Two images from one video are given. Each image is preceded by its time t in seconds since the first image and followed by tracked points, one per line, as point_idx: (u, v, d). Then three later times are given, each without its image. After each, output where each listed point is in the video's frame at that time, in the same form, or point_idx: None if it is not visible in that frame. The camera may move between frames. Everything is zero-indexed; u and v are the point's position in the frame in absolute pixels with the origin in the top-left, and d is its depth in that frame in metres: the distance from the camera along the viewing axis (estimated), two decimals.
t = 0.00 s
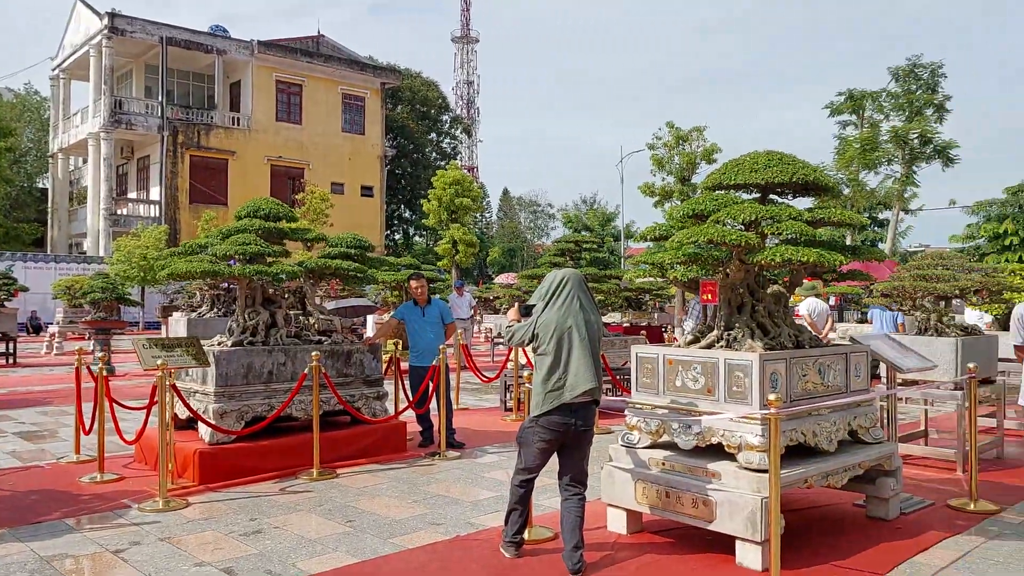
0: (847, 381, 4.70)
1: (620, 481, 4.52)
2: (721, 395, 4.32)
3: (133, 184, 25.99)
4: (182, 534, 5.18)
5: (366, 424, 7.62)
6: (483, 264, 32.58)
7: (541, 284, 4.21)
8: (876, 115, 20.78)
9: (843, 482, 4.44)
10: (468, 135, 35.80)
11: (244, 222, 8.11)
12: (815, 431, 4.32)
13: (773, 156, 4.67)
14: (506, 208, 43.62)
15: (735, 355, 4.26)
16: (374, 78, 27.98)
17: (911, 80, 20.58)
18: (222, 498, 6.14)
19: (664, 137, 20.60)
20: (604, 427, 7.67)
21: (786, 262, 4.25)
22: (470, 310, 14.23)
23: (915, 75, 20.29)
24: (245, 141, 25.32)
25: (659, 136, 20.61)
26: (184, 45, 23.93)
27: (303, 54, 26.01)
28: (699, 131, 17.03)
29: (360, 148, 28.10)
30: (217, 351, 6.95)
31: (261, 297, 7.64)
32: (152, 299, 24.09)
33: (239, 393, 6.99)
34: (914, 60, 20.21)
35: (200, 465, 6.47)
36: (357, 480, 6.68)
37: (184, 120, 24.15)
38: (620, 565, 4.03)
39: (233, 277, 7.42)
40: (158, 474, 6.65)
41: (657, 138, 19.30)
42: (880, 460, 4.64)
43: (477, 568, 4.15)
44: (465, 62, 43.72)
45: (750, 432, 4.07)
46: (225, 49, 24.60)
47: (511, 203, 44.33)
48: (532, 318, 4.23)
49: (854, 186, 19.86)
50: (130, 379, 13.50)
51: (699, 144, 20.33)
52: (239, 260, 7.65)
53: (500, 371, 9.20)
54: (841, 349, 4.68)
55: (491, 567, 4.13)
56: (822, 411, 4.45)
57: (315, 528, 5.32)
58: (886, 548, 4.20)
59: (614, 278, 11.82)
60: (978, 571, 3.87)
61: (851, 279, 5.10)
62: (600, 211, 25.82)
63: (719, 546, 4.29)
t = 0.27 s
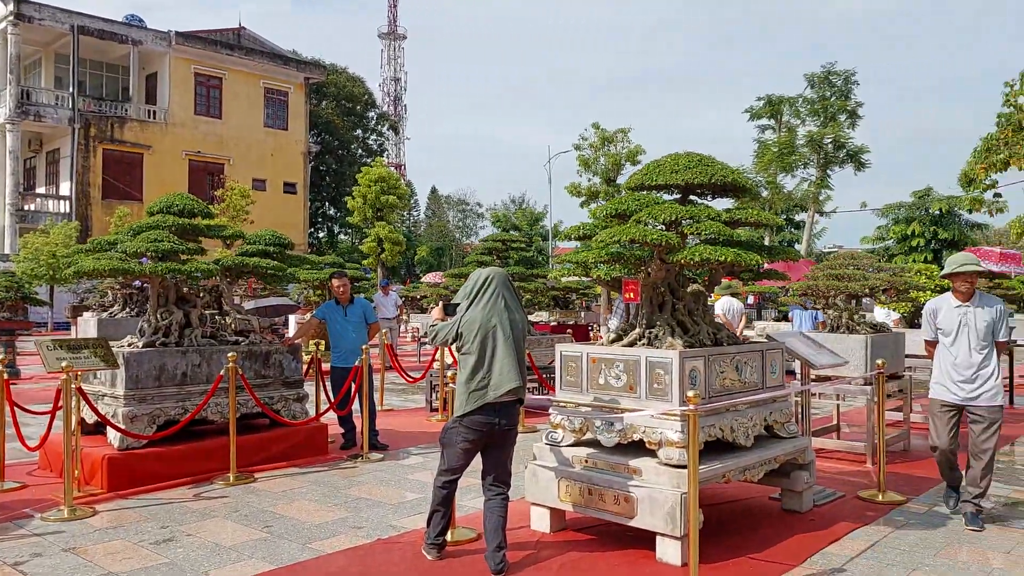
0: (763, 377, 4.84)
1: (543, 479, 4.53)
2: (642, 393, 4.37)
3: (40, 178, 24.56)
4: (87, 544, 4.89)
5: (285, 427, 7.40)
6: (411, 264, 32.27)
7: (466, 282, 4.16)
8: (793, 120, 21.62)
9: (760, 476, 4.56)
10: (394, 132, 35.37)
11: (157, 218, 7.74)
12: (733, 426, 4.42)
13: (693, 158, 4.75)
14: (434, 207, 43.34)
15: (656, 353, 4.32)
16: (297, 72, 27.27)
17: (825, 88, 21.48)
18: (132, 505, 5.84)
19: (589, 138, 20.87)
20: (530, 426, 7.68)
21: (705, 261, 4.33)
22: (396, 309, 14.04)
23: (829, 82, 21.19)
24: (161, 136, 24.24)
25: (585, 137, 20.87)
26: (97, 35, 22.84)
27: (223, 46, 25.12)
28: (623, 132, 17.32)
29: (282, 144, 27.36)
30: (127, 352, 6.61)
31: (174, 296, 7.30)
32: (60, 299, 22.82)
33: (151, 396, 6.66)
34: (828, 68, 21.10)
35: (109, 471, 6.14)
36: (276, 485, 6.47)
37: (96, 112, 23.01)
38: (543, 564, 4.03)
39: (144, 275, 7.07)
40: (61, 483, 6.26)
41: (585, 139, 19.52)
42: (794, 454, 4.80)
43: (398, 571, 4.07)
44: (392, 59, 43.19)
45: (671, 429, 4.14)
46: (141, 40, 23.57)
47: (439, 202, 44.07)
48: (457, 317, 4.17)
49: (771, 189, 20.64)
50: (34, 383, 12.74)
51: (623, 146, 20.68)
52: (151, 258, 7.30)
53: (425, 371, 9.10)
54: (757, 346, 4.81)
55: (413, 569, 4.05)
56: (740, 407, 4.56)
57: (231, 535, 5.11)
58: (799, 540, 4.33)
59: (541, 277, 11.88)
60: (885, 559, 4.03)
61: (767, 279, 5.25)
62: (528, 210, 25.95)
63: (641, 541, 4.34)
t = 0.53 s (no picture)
0: (699, 374, 4.88)
1: (481, 480, 4.47)
2: (580, 390, 4.34)
3: None
4: None
5: (217, 429, 7.15)
6: (354, 262, 31.83)
7: (402, 279, 4.07)
8: (732, 122, 22.11)
9: (696, 473, 4.59)
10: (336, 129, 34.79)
11: (80, 214, 7.38)
12: (670, 423, 4.44)
13: (631, 156, 4.76)
14: (377, 205, 42.86)
15: (594, 351, 4.30)
16: (236, 66, 26.52)
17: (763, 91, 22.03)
18: (52, 513, 5.54)
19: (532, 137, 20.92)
20: (471, 426, 7.61)
21: (643, 259, 4.35)
22: (337, 308, 13.78)
23: (767, 85, 21.74)
24: (92, 131, 23.28)
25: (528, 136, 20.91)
26: (22, 24, 21.87)
27: (159, 38, 24.25)
28: (566, 131, 17.40)
29: (220, 139, 26.58)
30: (47, 353, 6.27)
31: (99, 295, 6.98)
32: None
33: (74, 399, 6.35)
34: (765, 72, 21.64)
35: (28, 478, 5.81)
36: (207, 489, 6.24)
37: (23, 105, 22.02)
38: (480, 565, 3.97)
39: (66, 274, 6.72)
40: None
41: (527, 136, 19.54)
42: (730, 450, 4.86)
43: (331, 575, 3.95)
44: (334, 55, 42.47)
45: (608, 426, 4.12)
46: (71, 30, 22.57)
47: (383, 200, 43.60)
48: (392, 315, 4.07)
49: (711, 189, 21.10)
50: None
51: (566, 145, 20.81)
52: (74, 255, 6.95)
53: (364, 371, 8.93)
54: (694, 344, 4.85)
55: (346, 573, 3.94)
56: (676, 404, 4.59)
57: (156, 543, 4.89)
58: (735, 536, 4.38)
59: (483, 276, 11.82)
60: (816, 552, 4.10)
61: (704, 277, 5.31)
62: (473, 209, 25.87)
63: (579, 540, 4.32)
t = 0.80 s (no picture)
0: (656, 373, 4.85)
1: (433, 483, 4.37)
2: (536, 391, 4.26)
3: None
4: None
5: (163, 433, 6.91)
6: (315, 262, 31.38)
7: (350, 272, 3.93)
8: (692, 122, 22.30)
9: (652, 473, 4.55)
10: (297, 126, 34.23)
11: (20, 210, 7.06)
12: (626, 424, 4.39)
13: (588, 153, 4.67)
14: (339, 203, 42.33)
15: (549, 350, 4.22)
16: (193, 61, 25.88)
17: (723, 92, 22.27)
18: None
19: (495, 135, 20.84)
20: (428, 428, 7.48)
21: (598, 258, 4.28)
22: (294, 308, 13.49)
23: (726, 87, 21.98)
24: (43, 127, 22.60)
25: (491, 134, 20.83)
26: None
27: (113, 32, 23.66)
28: (528, 130, 17.33)
29: (176, 135, 25.92)
30: None
31: (40, 294, 6.68)
32: None
33: (10, 402, 6.04)
34: (725, 72, 21.84)
35: None
36: (152, 495, 6.01)
37: None
38: (431, 571, 3.87)
39: (4, 272, 6.42)
40: None
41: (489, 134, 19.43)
42: (687, 449, 4.84)
43: None
44: (295, 51, 41.81)
45: (564, 427, 4.05)
46: (20, 22, 21.98)
47: (345, 198, 43.08)
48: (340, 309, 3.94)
49: (672, 189, 21.28)
50: None
51: (529, 144, 20.76)
52: (13, 253, 6.64)
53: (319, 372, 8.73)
54: (651, 343, 4.81)
55: None
56: (633, 403, 4.54)
57: (94, 551, 4.68)
58: (691, 537, 4.34)
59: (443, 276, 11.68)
60: (771, 552, 4.08)
61: (660, 275, 5.27)
62: (436, 207, 25.68)
63: (533, 544, 4.24)
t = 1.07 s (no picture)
0: (624, 374, 4.78)
1: (397, 488, 4.27)
2: (501, 394, 4.17)
3: None
4: None
5: (121, 437, 6.71)
6: (286, 261, 30.99)
7: (305, 270, 3.77)
8: (665, 122, 22.36)
9: (619, 476, 4.49)
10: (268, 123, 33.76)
11: None
12: (593, 426, 4.32)
13: (555, 151, 4.57)
14: (311, 201, 41.88)
15: (515, 352, 4.13)
16: (162, 57, 25.37)
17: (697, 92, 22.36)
18: None
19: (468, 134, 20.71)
20: (396, 430, 7.37)
21: (564, 258, 4.20)
22: (261, 308, 13.27)
23: (699, 87, 22.08)
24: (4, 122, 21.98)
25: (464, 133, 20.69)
26: None
27: (80, 27, 23.06)
28: (500, 128, 17.24)
29: (144, 133, 25.41)
30: None
31: None
32: None
33: None
34: (698, 72, 21.94)
35: None
36: (107, 502, 5.83)
37: None
38: None
39: None
40: None
41: (461, 132, 19.30)
42: (655, 451, 4.78)
43: None
44: (267, 48, 41.26)
45: (529, 431, 3.96)
46: None
47: (317, 197, 42.64)
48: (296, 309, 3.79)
49: (645, 189, 21.33)
50: None
51: (502, 143, 20.66)
52: None
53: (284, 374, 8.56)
54: (618, 344, 4.75)
55: None
56: (600, 405, 4.47)
57: (42, 562, 4.50)
58: (659, 540, 4.29)
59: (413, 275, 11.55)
60: (739, 556, 4.04)
61: (628, 276, 5.20)
62: (409, 206, 25.49)
63: (498, 550, 4.16)
